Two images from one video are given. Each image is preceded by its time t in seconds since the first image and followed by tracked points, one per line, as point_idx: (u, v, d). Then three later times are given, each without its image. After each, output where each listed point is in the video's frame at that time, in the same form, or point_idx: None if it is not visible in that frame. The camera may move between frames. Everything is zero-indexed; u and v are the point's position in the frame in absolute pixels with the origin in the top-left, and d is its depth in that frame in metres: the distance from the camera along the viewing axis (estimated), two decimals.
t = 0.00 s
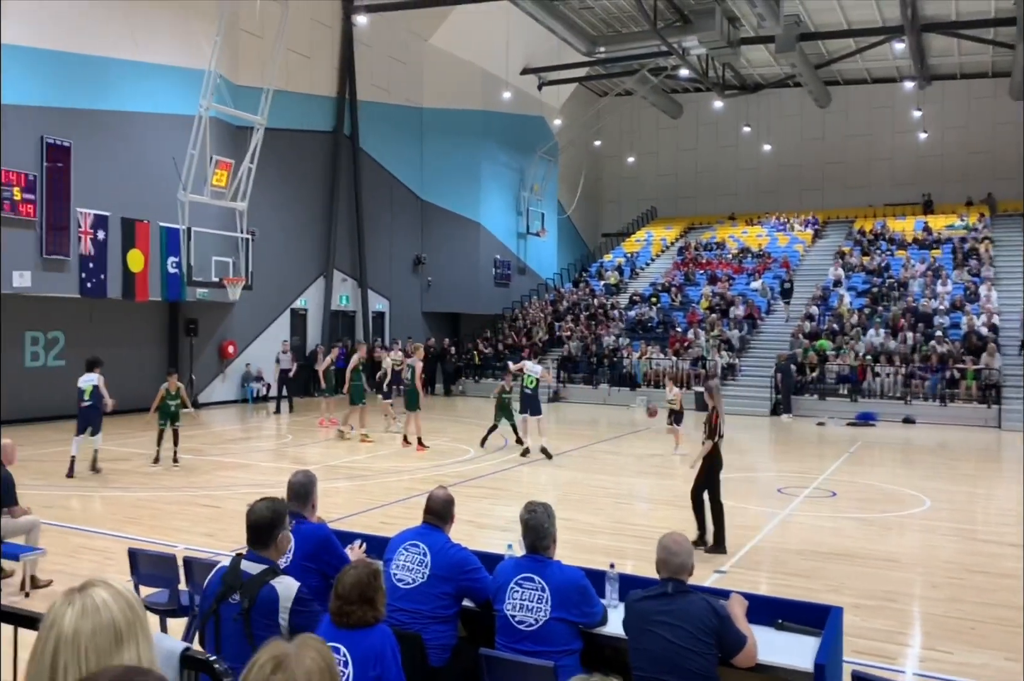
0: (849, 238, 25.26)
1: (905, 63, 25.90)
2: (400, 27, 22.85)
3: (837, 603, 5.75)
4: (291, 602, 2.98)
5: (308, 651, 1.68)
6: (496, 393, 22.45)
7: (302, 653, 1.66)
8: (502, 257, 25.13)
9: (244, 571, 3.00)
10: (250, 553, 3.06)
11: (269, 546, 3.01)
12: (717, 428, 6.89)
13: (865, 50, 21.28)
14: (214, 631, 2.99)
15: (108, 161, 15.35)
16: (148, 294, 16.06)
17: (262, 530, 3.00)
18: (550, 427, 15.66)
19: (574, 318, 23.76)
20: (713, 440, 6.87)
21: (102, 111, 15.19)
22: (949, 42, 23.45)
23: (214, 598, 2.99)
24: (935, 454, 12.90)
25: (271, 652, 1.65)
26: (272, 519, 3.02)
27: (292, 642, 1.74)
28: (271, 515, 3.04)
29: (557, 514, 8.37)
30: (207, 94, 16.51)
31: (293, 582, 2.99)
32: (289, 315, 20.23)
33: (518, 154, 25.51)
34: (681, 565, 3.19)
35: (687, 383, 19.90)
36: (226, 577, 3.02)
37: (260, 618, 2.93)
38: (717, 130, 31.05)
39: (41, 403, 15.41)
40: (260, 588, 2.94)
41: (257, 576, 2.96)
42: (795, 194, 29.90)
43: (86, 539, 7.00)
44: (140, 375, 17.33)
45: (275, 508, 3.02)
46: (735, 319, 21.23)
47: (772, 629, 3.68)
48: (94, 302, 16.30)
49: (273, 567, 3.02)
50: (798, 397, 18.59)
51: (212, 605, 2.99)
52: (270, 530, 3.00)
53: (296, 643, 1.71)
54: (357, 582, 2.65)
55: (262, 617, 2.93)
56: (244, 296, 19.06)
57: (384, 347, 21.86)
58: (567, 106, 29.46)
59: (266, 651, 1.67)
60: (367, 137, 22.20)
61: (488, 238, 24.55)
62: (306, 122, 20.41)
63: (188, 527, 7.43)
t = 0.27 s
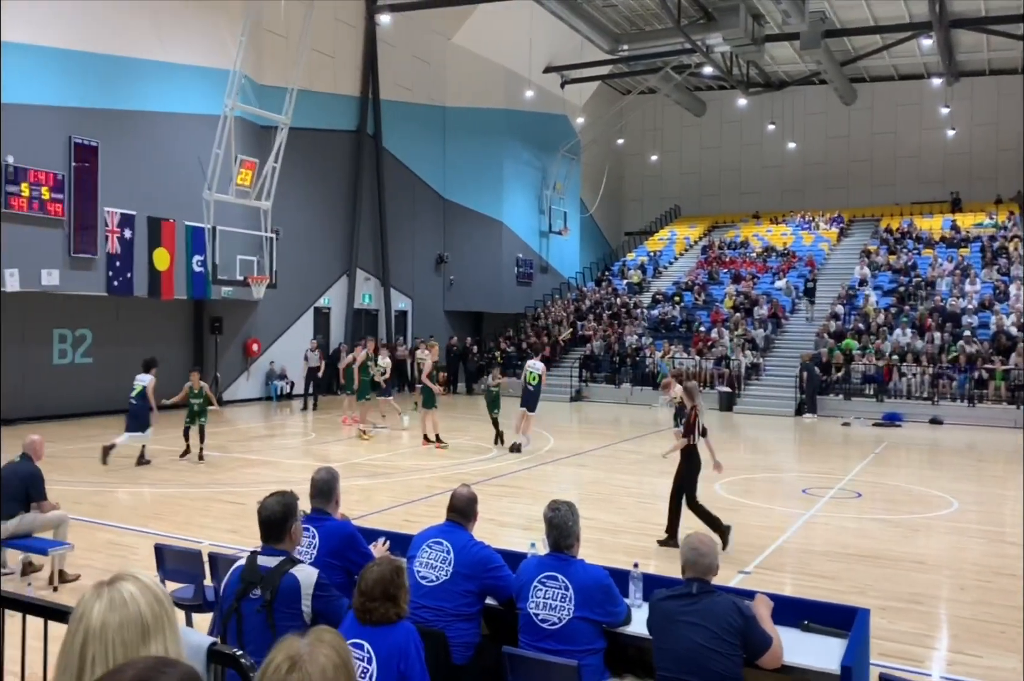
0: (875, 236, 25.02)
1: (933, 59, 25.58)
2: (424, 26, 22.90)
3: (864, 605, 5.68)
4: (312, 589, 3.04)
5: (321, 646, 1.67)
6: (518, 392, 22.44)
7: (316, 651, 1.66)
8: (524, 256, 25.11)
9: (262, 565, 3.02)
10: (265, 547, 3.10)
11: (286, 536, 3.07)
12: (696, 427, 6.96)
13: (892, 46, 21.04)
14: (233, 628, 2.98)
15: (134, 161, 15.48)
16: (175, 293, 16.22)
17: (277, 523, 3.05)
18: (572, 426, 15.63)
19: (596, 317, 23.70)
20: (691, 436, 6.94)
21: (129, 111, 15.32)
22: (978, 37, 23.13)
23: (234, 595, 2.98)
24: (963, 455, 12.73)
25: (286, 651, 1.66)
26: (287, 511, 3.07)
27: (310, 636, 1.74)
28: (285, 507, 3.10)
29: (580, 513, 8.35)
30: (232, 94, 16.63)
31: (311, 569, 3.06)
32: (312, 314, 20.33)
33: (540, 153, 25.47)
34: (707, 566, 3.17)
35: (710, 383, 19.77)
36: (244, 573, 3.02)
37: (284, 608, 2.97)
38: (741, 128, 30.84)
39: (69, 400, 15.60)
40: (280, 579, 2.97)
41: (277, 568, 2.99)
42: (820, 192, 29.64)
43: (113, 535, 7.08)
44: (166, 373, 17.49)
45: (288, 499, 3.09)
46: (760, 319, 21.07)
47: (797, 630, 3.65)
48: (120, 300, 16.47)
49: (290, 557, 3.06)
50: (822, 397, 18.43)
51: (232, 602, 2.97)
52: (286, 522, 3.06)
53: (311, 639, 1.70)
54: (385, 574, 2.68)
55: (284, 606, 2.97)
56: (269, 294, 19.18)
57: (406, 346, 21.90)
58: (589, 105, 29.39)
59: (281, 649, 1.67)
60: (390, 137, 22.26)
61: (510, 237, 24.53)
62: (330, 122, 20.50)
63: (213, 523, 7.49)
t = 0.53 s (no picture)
0: (901, 234, 24.77)
1: (959, 55, 25.30)
2: (445, 27, 22.99)
3: (891, 607, 5.62)
4: (335, 587, 3.05)
5: (349, 646, 1.67)
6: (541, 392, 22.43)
7: (345, 651, 1.66)
8: (545, 255, 25.07)
9: (286, 564, 3.05)
10: (288, 546, 3.12)
11: (310, 534, 3.10)
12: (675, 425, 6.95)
13: (917, 42, 20.82)
14: (257, 628, 3.00)
15: (159, 162, 15.64)
16: (200, 294, 16.37)
17: (301, 521, 3.08)
18: (594, 426, 15.60)
19: (618, 317, 23.64)
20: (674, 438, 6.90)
21: (154, 114, 15.49)
22: (1006, 32, 22.83)
23: (258, 595, 3.00)
24: (992, 456, 12.55)
25: (316, 651, 1.66)
26: (311, 510, 3.10)
27: (337, 636, 1.74)
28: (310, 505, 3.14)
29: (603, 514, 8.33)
30: (256, 96, 16.78)
31: (335, 566, 3.08)
32: (334, 314, 20.43)
33: (562, 152, 25.41)
34: (733, 567, 3.14)
35: (733, 383, 19.64)
36: (267, 572, 3.04)
37: (307, 607, 2.98)
38: (764, 126, 30.64)
39: (96, 400, 15.80)
40: (303, 578, 2.99)
41: (300, 566, 3.01)
42: (844, 190, 29.39)
43: (140, 533, 7.16)
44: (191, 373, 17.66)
45: (313, 497, 3.12)
46: (784, 318, 20.90)
47: (824, 632, 3.62)
48: (146, 302, 16.65)
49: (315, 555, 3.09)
50: (847, 397, 18.28)
51: (257, 602, 3.00)
52: (309, 521, 3.09)
53: (339, 639, 1.70)
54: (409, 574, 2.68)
55: (307, 605, 2.98)
56: (293, 295, 19.32)
57: (428, 346, 21.96)
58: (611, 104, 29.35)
59: (310, 650, 1.67)
60: (412, 137, 22.34)
61: (532, 238, 24.54)
62: (353, 124, 20.62)
63: (238, 522, 7.55)
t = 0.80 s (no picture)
0: (924, 233, 24.53)
1: (983, 51, 25.00)
2: (463, 30, 23.05)
3: (916, 609, 5.57)
4: (359, 589, 3.06)
5: (375, 649, 1.68)
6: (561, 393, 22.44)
7: (370, 653, 1.67)
8: (565, 256, 25.02)
9: (309, 566, 3.07)
10: (312, 549, 3.14)
11: (331, 537, 3.10)
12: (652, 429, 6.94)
13: (940, 38, 20.59)
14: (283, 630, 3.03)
15: (181, 166, 15.78)
16: (223, 297, 16.51)
17: (324, 524, 3.08)
18: (614, 428, 15.57)
19: (638, 318, 23.57)
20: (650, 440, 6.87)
21: (176, 119, 15.63)
22: None
23: (283, 597, 3.04)
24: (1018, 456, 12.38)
25: (342, 654, 1.67)
26: (335, 513, 3.11)
27: (362, 638, 1.75)
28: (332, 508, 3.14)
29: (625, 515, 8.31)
30: (277, 100, 16.90)
31: (358, 569, 3.09)
32: (355, 316, 20.52)
33: (581, 153, 25.36)
34: (757, 568, 3.12)
35: (755, 383, 19.52)
36: (291, 575, 3.08)
37: (330, 611, 2.99)
38: (785, 124, 30.44)
39: (121, 403, 15.97)
40: (327, 580, 3.00)
41: (323, 569, 3.03)
42: (866, 189, 29.13)
43: (165, 535, 7.22)
44: (213, 376, 17.81)
45: (336, 500, 3.12)
46: (806, 318, 20.73)
47: (849, 635, 3.58)
48: (169, 305, 16.81)
49: (338, 558, 3.09)
50: (870, 397, 18.16)
51: (281, 604, 3.03)
52: (332, 524, 3.09)
53: (364, 641, 1.72)
54: (431, 576, 2.68)
55: (332, 609, 2.99)
56: (314, 298, 19.42)
57: (448, 348, 22.00)
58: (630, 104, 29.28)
59: (336, 653, 1.68)
60: (431, 140, 22.39)
61: (551, 238, 24.50)
62: (372, 127, 20.70)
63: (260, 524, 7.61)
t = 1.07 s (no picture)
0: (945, 232, 24.30)
1: (1004, 49, 24.74)
2: (479, 33, 23.12)
3: (939, 612, 5.51)
4: (373, 599, 2.98)
5: (396, 651, 1.69)
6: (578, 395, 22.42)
7: (392, 656, 1.68)
8: (581, 258, 24.97)
9: (327, 570, 3.04)
10: (330, 552, 3.12)
11: (349, 544, 3.00)
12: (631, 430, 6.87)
13: (961, 36, 20.40)
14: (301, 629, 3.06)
15: (201, 171, 15.89)
16: (241, 300, 16.62)
17: (346, 529, 2.99)
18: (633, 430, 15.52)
19: (655, 319, 23.51)
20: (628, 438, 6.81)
21: (195, 124, 15.74)
22: None
23: (300, 598, 3.04)
24: None
25: (364, 657, 1.68)
26: (361, 520, 2.99)
27: (383, 641, 1.76)
28: (355, 515, 3.03)
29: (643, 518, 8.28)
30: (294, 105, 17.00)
31: (374, 577, 3.02)
32: (373, 319, 20.59)
33: (597, 154, 25.32)
34: (777, 571, 3.09)
35: (774, 384, 19.40)
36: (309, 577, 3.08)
37: (344, 616, 2.96)
38: (803, 124, 30.26)
39: (142, 406, 16.11)
40: (341, 587, 2.98)
41: (338, 575, 3.00)
42: (885, 188, 28.88)
43: (185, 537, 7.27)
44: (232, 379, 17.93)
45: (360, 509, 3.00)
46: (825, 319, 20.58)
47: (870, 638, 3.55)
48: (189, 309, 16.94)
49: (355, 565, 3.02)
50: (891, 398, 18.03)
51: (298, 605, 3.04)
52: (355, 531, 2.99)
53: (386, 643, 1.73)
54: (449, 581, 2.67)
55: (345, 615, 2.97)
56: (332, 301, 19.51)
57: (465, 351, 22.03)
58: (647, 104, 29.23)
59: (358, 655, 1.70)
60: (447, 143, 22.44)
61: (568, 240, 24.47)
62: (389, 130, 20.78)
63: (279, 526, 7.64)
